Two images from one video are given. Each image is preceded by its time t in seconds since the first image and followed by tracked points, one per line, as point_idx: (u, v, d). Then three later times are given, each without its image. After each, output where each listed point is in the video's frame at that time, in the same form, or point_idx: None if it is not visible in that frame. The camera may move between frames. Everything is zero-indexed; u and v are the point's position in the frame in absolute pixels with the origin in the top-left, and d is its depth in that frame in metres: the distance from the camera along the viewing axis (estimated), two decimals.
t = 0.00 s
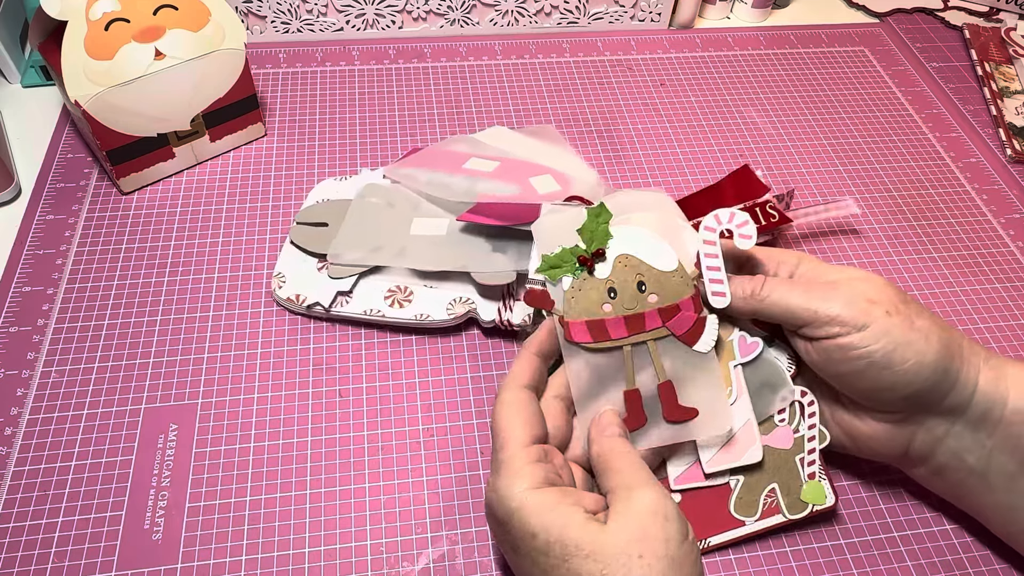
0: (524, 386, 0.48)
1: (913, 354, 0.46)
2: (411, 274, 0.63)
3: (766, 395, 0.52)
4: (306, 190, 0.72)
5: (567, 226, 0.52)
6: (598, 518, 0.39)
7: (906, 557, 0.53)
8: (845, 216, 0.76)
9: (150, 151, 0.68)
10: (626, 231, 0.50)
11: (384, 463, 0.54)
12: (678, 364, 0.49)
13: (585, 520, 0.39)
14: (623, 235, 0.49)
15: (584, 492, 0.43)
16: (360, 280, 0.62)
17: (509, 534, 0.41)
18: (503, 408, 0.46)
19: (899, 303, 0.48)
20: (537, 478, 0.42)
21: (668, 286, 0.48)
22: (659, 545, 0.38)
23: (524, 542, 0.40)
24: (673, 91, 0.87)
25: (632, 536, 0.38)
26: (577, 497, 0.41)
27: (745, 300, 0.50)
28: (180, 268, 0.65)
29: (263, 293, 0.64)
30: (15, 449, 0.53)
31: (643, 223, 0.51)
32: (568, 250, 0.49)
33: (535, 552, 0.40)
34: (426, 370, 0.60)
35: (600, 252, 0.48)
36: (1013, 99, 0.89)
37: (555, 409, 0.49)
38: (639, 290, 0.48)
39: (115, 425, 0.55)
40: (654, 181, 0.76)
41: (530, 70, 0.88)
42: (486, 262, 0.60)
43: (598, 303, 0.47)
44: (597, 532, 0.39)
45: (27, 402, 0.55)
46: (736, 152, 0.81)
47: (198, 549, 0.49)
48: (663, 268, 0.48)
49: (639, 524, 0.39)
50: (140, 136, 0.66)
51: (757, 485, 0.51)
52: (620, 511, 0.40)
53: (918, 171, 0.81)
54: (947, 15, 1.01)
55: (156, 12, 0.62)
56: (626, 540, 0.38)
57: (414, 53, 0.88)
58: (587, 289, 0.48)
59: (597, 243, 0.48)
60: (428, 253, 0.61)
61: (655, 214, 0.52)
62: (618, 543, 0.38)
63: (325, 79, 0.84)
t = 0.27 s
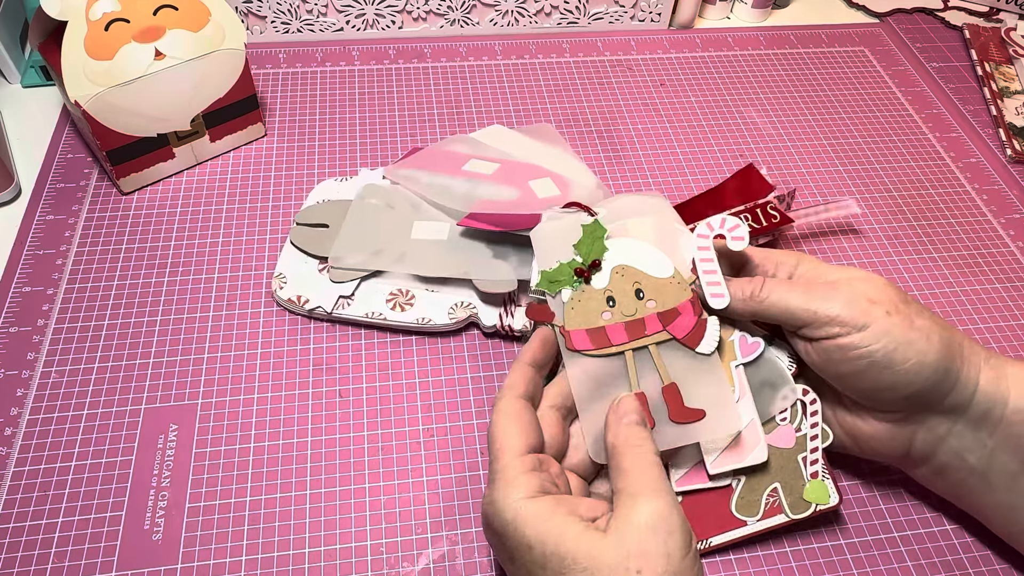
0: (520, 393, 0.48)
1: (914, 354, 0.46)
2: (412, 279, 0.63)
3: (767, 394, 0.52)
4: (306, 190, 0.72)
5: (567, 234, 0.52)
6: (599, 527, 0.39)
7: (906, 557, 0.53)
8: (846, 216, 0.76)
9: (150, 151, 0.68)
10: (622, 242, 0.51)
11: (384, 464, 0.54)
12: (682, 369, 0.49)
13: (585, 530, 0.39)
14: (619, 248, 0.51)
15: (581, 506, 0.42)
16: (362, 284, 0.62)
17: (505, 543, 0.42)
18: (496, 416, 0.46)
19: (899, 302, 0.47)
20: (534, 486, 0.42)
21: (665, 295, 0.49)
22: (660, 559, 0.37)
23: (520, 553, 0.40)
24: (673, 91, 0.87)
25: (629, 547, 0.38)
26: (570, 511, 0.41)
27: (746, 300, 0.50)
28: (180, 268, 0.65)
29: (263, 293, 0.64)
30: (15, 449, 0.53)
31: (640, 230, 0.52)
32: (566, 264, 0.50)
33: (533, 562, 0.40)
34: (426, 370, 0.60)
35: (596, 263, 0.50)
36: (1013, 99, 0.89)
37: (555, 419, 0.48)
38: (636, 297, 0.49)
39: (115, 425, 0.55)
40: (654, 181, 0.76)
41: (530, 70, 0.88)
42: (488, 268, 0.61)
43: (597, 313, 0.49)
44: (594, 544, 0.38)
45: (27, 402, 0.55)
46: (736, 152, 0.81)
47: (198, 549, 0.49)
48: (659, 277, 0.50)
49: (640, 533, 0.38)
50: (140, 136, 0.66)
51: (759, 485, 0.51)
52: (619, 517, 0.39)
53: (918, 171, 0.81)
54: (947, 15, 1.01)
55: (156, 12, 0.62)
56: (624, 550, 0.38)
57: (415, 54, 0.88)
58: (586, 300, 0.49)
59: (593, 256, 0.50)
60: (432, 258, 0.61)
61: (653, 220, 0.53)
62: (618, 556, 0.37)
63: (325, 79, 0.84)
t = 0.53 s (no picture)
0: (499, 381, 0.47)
1: (906, 358, 0.46)
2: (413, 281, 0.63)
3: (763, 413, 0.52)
4: (306, 190, 0.72)
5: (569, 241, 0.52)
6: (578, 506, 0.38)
7: (906, 557, 0.53)
8: (846, 217, 0.76)
9: (150, 151, 0.68)
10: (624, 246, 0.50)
11: (384, 464, 0.54)
12: (684, 343, 0.47)
13: (562, 511, 0.38)
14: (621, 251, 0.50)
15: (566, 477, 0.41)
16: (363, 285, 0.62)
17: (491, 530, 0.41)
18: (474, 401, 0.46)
19: (889, 307, 0.48)
20: (508, 471, 0.41)
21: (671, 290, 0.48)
22: (638, 545, 0.35)
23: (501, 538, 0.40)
24: (673, 91, 0.87)
25: (602, 532, 0.36)
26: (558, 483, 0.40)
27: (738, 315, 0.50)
28: (180, 268, 0.65)
29: (263, 293, 0.64)
30: (15, 449, 0.53)
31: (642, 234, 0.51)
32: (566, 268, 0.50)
33: (510, 548, 0.39)
34: (426, 370, 0.60)
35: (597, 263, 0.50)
36: (1013, 99, 0.89)
37: (558, 414, 0.48)
38: (635, 288, 0.48)
39: (115, 425, 0.55)
40: (654, 182, 0.76)
41: (530, 71, 0.88)
42: (489, 272, 0.61)
43: (598, 305, 0.48)
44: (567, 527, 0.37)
45: (27, 402, 0.55)
46: (736, 152, 0.81)
47: (198, 549, 0.49)
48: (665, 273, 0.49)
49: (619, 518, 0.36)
50: (141, 136, 0.66)
51: (755, 502, 0.51)
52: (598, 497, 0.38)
53: (918, 171, 0.81)
54: (947, 15, 1.01)
55: (156, 12, 0.62)
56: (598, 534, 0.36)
57: (415, 54, 0.88)
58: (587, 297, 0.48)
59: (594, 255, 0.50)
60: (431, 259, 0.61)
61: (655, 224, 0.53)
62: (592, 542, 0.36)
63: (325, 79, 0.84)
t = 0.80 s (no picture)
0: (406, 256, 0.41)
1: (903, 365, 0.47)
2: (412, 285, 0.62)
3: (763, 433, 0.51)
4: (306, 190, 0.72)
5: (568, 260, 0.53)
6: (466, 351, 0.34)
7: (907, 557, 0.53)
8: (846, 217, 0.76)
9: (150, 151, 0.68)
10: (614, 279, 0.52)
11: (384, 464, 0.54)
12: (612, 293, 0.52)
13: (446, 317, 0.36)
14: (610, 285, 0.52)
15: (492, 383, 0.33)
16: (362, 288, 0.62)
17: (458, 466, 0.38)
18: (377, 284, 0.39)
19: (886, 313, 0.48)
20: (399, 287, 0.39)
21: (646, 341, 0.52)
22: (513, 338, 0.33)
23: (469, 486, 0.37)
24: (673, 91, 0.87)
25: (562, 480, 0.32)
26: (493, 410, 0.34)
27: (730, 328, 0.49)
28: (180, 268, 0.65)
29: (262, 293, 0.64)
30: (15, 449, 0.53)
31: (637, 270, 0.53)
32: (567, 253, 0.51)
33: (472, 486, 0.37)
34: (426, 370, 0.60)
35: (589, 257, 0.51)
36: (1013, 99, 0.89)
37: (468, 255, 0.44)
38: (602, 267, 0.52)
39: (115, 425, 0.55)
40: (654, 182, 0.76)
41: (530, 70, 0.88)
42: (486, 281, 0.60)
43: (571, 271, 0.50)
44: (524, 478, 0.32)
45: (27, 402, 0.55)
46: (736, 153, 0.81)
47: (198, 548, 0.49)
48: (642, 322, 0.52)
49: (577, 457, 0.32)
50: (141, 136, 0.66)
51: (755, 522, 0.51)
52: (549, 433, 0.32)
53: (918, 171, 0.81)
54: (947, 15, 1.01)
55: (156, 12, 0.62)
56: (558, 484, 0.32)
57: (414, 53, 0.88)
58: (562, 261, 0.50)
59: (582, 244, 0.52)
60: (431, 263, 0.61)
61: (655, 257, 0.53)
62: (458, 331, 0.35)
63: (325, 79, 0.84)
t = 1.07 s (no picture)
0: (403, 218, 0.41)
1: (904, 355, 0.46)
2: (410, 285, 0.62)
3: (764, 437, 0.51)
4: (306, 190, 0.72)
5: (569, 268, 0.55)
6: (469, 303, 0.35)
7: (906, 556, 0.53)
8: (846, 217, 0.76)
9: (150, 151, 0.68)
10: (612, 287, 0.54)
11: (384, 464, 0.54)
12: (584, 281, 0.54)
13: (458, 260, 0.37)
14: (608, 291, 0.54)
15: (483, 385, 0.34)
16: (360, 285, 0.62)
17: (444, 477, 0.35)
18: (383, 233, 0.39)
19: (887, 304, 0.48)
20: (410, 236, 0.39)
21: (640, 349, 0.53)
22: (523, 300, 0.35)
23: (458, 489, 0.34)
24: (673, 91, 0.87)
25: (548, 471, 0.32)
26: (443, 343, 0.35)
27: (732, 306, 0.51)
28: (180, 268, 0.65)
29: (262, 293, 0.64)
30: (15, 449, 0.53)
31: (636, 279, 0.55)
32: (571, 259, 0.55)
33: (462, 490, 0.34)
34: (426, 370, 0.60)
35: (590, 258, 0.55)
36: (1013, 99, 0.89)
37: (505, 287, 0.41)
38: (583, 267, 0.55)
39: (115, 426, 0.55)
40: (654, 182, 0.76)
41: (530, 71, 0.88)
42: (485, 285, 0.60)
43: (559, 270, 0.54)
44: (484, 433, 0.33)
45: (27, 402, 0.55)
46: (736, 153, 0.81)
47: (198, 549, 0.49)
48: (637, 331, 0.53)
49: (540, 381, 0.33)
50: (141, 136, 0.66)
51: (756, 529, 0.49)
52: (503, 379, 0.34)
53: (918, 171, 0.81)
54: (947, 16, 1.01)
55: (156, 12, 0.62)
56: (518, 425, 0.32)
57: (414, 53, 0.88)
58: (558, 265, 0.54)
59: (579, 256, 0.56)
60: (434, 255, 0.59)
61: (655, 264, 0.55)
62: (475, 281, 0.36)
63: (325, 79, 0.84)
